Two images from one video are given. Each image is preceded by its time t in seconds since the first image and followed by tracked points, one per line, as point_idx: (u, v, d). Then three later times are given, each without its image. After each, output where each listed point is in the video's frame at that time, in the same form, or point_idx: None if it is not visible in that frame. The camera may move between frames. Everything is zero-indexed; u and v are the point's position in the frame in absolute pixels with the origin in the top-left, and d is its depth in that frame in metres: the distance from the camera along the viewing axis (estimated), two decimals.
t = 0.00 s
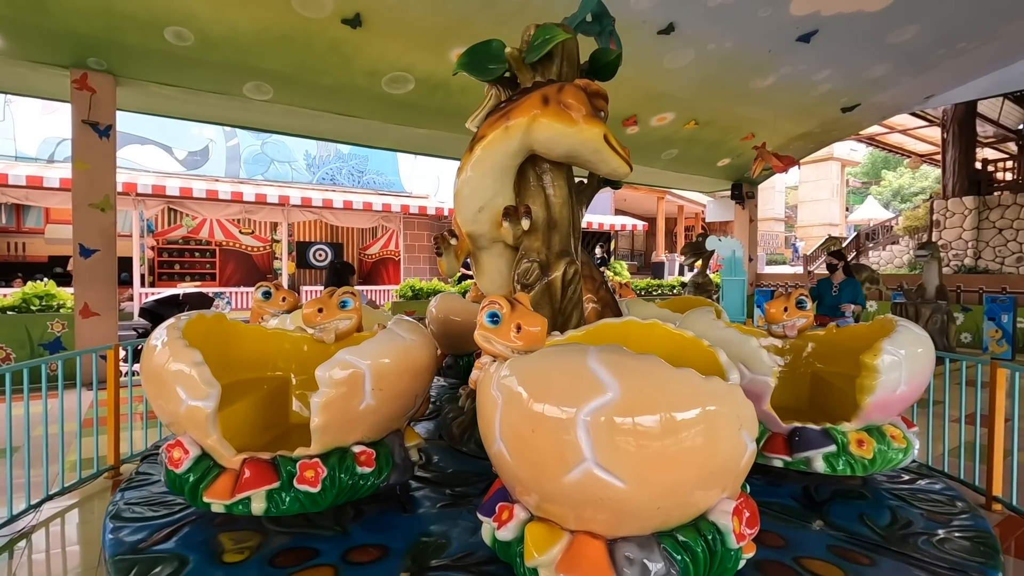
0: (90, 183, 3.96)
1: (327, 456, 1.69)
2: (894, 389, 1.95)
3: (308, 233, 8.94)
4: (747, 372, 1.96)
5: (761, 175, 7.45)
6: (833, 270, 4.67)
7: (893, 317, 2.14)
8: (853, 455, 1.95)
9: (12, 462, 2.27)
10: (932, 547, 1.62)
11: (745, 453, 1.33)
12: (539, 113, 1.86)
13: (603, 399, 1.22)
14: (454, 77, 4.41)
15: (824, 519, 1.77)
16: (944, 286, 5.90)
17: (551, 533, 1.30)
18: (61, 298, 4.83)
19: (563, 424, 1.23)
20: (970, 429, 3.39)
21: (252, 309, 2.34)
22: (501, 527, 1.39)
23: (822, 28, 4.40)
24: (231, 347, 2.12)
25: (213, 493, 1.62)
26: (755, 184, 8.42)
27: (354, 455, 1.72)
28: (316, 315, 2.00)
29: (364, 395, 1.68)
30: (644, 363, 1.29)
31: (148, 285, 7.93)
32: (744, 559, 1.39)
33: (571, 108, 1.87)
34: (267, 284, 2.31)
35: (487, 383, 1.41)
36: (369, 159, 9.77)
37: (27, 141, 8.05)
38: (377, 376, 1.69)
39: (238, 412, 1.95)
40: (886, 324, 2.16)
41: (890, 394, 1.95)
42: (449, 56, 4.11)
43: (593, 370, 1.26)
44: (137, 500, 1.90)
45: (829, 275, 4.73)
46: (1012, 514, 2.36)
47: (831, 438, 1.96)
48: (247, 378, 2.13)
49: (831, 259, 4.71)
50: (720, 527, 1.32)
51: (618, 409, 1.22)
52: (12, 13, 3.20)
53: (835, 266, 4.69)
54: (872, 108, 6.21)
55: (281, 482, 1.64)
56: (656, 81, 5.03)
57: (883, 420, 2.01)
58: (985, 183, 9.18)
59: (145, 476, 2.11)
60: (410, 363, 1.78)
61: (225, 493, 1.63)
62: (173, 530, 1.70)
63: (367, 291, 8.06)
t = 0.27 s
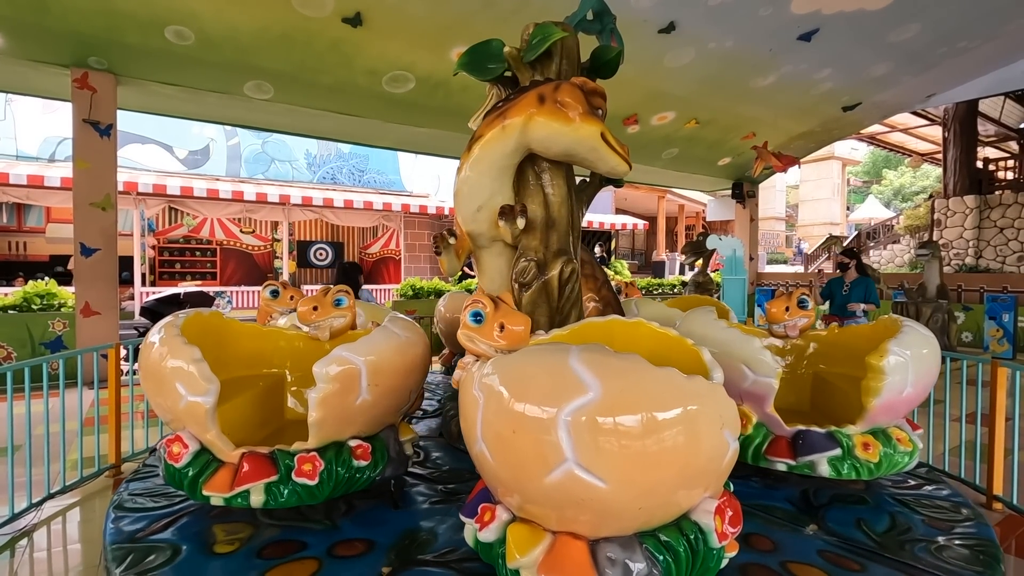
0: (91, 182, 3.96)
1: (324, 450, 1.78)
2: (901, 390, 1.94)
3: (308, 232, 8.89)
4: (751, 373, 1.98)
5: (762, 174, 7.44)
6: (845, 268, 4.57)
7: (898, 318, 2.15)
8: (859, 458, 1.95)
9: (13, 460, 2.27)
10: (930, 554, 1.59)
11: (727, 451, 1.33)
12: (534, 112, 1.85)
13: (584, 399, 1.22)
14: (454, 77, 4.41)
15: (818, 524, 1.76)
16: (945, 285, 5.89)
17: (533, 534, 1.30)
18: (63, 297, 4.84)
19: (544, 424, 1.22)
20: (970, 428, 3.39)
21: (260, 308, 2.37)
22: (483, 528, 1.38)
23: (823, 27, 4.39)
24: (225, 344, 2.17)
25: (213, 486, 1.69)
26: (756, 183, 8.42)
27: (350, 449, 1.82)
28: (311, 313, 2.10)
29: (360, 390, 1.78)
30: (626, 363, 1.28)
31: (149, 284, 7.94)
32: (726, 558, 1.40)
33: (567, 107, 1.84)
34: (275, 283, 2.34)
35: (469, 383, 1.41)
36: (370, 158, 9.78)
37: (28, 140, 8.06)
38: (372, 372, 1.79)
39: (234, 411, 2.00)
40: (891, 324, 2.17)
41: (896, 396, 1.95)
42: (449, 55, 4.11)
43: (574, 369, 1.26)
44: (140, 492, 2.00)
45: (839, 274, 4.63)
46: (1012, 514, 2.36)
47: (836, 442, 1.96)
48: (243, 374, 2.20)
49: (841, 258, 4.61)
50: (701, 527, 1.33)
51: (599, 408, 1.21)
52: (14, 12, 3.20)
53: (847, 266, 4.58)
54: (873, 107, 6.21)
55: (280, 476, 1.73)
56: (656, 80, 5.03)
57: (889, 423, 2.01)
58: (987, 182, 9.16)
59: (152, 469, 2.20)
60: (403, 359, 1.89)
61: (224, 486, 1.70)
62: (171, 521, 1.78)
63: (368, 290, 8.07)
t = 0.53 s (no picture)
0: (91, 181, 3.96)
1: (321, 444, 1.83)
2: (906, 391, 1.94)
3: (310, 231, 8.98)
4: (752, 375, 1.96)
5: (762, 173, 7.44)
6: (852, 267, 4.55)
7: (902, 317, 2.14)
8: (863, 462, 1.93)
9: (15, 459, 2.28)
10: (926, 561, 1.53)
11: (709, 450, 1.34)
12: (530, 110, 1.84)
13: (564, 398, 1.22)
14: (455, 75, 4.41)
15: (811, 527, 1.71)
16: (946, 284, 5.89)
17: (514, 534, 1.30)
18: (63, 296, 4.84)
19: (524, 423, 1.23)
20: (971, 427, 3.40)
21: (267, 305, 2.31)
22: (465, 529, 1.38)
23: (823, 26, 4.38)
24: (221, 341, 2.18)
25: (213, 479, 1.76)
26: (756, 182, 8.41)
27: (347, 443, 1.87)
28: (306, 311, 2.14)
29: (356, 385, 1.83)
30: (607, 361, 1.29)
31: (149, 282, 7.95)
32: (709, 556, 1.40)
33: (563, 105, 1.84)
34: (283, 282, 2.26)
35: (451, 381, 1.42)
36: (370, 157, 9.78)
37: (28, 139, 8.06)
38: (368, 367, 1.84)
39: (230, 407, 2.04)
40: (893, 323, 2.16)
41: (902, 397, 1.94)
42: (449, 53, 4.10)
43: (555, 368, 1.26)
44: (144, 483, 2.03)
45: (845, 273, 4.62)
46: (1012, 512, 2.36)
47: (840, 445, 1.94)
48: (239, 371, 2.21)
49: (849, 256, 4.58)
50: (683, 525, 1.32)
51: (579, 407, 1.22)
52: (14, 11, 3.20)
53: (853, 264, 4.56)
54: (874, 106, 6.20)
55: (279, 469, 1.78)
56: (657, 78, 5.02)
57: (893, 425, 2.00)
58: (988, 181, 9.15)
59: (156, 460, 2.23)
60: (397, 355, 1.94)
61: (224, 479, 1.76)
62: (170, 511, 1.82)
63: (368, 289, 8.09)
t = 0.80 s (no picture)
0: (92, 179, 3.96)
1: (320, 437, 1.85)
2: (911, 392, 1.91)
3: (309, 229, 9.00)
4: (755, 375, 1.93)
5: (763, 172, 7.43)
6: (854, 266, 4.55)
7: (906, 317, 2.12)
8: (868, 464, 1.90)
9: (17, 456, 2.28)
10: (919, 568, 1.51)
11: (690, 447, 1.36)
12: (527, 108, 1.83)
13: (546, 395, 1.23)
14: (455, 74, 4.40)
15: (802, 530, 1.71)
16: (946, 282, 5.89)
17: (497, 533, 1.31)
18: (63, 294, 4.83)
19: (507, 421, 1.24)
20: (970, 425, 3.40)
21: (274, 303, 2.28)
22: (448, 528, 1.38)
23: (824, 24, 4.38)
24: (218, 337, 2.18)
25: (214, 471, 1.78)
26: (756, 181, 8.41)
27: (345, 436, 1.90)
28: (303, 308, 2.15)
29: (355, 379, 1.87)
30: (590, 359, 1.30)
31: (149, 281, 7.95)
32: (690, 552, 1.43)
33: (559, 102, 1.82)
34: (291, 280, 2.23)
35: (433, 379, 1.42)
36: (370, 156, 9.77)
37: (28, 138, 8.06)
38: (365, 361, 1.89)
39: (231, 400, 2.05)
40: (896, 322, 2.14)
41: (907, 399, 1.92)
42: (450, 51, 4.10)
43: (537, 366, 1.27)
44: (150, 473, 2.09)
45: (848, 271, 4.60)
46: (1012, 510, 2.36)
47: (845, 448, 1.90)
48: (236, 367, 2.21)
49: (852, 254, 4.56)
50: (665, 521, 1.35)
51: (562, 405, 1.23)
52: (14, 9, 3.20)
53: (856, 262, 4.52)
54: (875, 105, 6.19)
55: (279, 461, 1.80)
56: (657, 77, 5.01)
57: (898, 426, 1.97)
58: (988, 179, 9.15)
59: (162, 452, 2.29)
60: (393, 350, 1.99)
61: (225, 472, 1.78)
62: (171, 501, 1.87)
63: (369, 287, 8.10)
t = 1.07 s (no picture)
0: (92, 178, 3.96)
1: (319, 431, 1.88)
2: (917, 393, 1.88)
3: (309, 228, 9.01)
4: (758, 375, 1.89)
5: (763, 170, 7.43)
6: (854, 265, 4.55)
7: (911, 318, 2.07)
8: (874, 467, 1.86)
9: (18, 454, 2.28)
10: None
11: (672, 444, 1.36)
12: (523, 107, 1.81)
13: (528, 393, 1.22)
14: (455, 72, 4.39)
15: (794, 533, 1.68)
16: (946, 281, 5.89)
17: (480, 531, 1.30)
18: (63, 292, 4.84)
19: (488, 419, 1.23)
20: (971, 423, 3.41)
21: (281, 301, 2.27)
22: (431, 527, 1.37)
23: (824, 23, 4.38)
24: (217, 333, 2.17)
25: (216, 464, 1.80)
26: (756, 179, 8.41)
27: (343, 430, 1.93)
28: (300, 305, 2.16)
29: (354, 374, 1.89)
30: (572, 357, 1.29)
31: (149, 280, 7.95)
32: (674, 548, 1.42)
33: (555, 100, 1.80)
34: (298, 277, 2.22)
35: (416, 378, 1.41)
36: (370, 154, 9.76)
37: (27, 136, 8.05)
38: (364, 357, 1.90)
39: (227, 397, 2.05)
40: (901, 321, 2.11)
41: (912, 400, 1.87)
42: (450, 50, 4.10)
43: (519, 364, 1.27)
44: (155, 465, 2.12)
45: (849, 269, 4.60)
46: (1012, 508, 2.36)
47: (849, 450, 1.86)
48: (235, 363, 2.21)
49: (852, 253, 4.56)
50: (648, 518, 1.35)
51: (544, 403, 1.22)
52: (13, 7, 3.19)
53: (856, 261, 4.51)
54: (875, 103, 6.19)
55: (279, 454, 1.82)
56: (658, 75, 5.01)
57: (902, 428, 1.92)
58: (988, 178, 9.15)
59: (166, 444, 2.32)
60: (392, 347, 1.99)
61: (226, 464, 1.80)
62: (173, 491, 1.90)
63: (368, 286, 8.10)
